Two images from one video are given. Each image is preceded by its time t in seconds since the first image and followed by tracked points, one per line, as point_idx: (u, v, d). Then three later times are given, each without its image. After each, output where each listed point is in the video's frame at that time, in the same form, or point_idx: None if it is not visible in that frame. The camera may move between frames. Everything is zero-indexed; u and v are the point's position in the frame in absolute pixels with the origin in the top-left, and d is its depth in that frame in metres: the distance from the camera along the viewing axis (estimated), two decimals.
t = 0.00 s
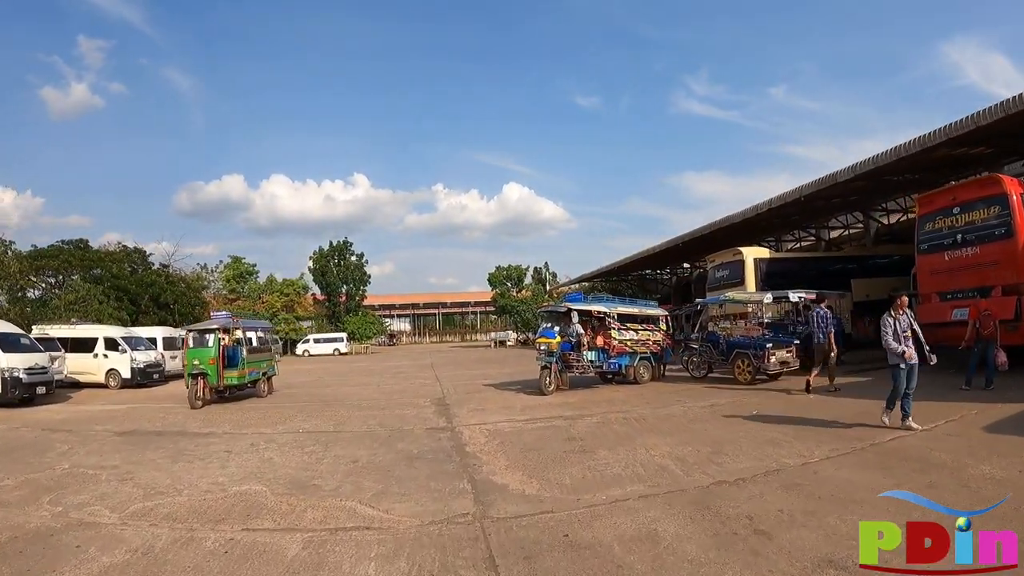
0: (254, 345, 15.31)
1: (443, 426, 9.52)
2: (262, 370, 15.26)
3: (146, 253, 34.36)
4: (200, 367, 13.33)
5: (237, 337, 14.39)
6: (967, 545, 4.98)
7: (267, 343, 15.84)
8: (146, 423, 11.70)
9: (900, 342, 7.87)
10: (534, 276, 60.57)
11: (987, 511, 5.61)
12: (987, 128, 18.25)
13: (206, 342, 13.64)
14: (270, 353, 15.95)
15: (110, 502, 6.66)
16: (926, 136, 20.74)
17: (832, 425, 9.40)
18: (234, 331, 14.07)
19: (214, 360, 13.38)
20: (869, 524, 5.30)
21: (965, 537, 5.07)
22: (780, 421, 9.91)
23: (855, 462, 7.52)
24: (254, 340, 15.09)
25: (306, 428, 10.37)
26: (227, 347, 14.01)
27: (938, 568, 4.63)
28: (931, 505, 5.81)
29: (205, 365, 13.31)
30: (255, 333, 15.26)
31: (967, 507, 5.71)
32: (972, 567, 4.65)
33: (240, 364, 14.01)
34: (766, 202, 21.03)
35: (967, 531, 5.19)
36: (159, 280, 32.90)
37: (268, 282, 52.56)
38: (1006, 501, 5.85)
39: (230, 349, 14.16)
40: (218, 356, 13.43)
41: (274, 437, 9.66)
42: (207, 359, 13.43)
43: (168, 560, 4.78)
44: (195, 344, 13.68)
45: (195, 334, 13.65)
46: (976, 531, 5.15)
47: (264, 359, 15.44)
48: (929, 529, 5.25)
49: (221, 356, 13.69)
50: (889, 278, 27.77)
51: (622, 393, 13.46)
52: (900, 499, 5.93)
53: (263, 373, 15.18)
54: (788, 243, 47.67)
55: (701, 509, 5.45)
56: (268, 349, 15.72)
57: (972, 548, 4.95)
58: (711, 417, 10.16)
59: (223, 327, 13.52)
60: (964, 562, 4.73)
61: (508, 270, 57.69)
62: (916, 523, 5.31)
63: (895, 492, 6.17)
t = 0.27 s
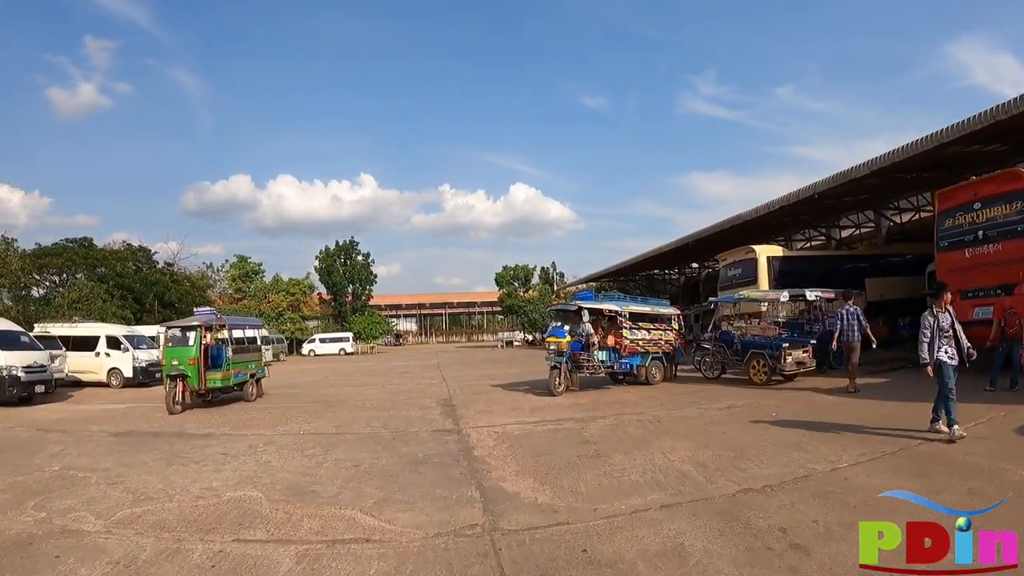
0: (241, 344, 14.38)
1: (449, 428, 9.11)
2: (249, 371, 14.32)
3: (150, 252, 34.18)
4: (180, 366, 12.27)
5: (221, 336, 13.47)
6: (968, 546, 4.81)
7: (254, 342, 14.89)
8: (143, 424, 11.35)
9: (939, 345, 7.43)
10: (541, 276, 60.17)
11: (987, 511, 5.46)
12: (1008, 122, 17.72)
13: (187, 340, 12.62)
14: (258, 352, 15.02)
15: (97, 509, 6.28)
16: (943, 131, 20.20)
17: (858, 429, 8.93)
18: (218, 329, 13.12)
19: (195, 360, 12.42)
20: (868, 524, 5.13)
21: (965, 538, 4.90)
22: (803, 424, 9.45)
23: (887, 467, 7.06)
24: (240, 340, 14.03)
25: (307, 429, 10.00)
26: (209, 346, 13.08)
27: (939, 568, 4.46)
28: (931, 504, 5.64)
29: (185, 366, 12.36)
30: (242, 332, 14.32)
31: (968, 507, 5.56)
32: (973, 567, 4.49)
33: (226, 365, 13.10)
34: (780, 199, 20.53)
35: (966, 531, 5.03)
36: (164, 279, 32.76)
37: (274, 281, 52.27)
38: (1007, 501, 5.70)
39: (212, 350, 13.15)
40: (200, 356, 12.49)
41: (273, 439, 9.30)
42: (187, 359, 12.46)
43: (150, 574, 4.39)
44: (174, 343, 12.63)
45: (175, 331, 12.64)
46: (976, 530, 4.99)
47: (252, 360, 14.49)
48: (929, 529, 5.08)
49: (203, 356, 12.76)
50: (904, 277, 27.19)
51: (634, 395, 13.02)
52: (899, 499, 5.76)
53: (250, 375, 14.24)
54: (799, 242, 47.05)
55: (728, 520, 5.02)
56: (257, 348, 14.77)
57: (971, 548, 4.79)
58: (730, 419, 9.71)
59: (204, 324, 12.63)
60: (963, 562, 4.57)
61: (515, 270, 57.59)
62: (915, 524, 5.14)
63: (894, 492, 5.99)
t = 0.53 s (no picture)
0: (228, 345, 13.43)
1: (457, 432, 8.77)
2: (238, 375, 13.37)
3: (157, 251, 34.22)
4: (156, 369, 11.36)
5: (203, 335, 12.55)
6: (966, 545, 4.85)
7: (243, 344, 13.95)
8: (143, 426, 11.09)
9: (991, 349, 7.12)
10: (550, 275, 59.78)
11: (987, 511, 5.47)
12: None
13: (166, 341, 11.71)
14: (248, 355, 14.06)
15: (87, 521, 5.99)
16: (962, 125, 19.65)
17: (884, 435, 8.52)
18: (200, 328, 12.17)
19: (173, 363, 11.48)
20: (867, 524, 5.15)
21: (964, 537, 4.93)
22: (826, 429, 9.06)
23: (920, 477, 6.66)
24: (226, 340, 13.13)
25: (310, 432, 9.72)
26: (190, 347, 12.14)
27: (938, 568, 4.48)
28: (931, 504, 5.66)
29: (162, 369, 11.43)
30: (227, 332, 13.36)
31: (967, 506, 5.59)
32: (972, 566, 4.51)
33: (208, 367, 12.11)
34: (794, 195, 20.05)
35: (967, 531, 5.07)
36: (171, 278, 32.92)
37: (281, 280, 52.16)
38: (1005, 501, 5.72)
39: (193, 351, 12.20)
40: (178, 358, 11.55)
41: (275, 443, 9.02)
42: (165, 361, 11.52)
43: None
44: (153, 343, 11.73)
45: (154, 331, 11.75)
46: (975, 530, 5.00)
47: (241, 362, 13.54)
48: (928, 529, 5.11)
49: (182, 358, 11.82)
50: (920, 275, 26.62)
51: (647, 397, 12.63)
52: (899, 499, 5.78)
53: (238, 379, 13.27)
54: (810, 240, 46.41)
55: (757, 539, 4.64)
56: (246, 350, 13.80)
57: (971, 548, 4.80)
58: (748, 424, 9.31)
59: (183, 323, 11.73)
60: (963, 562, 4.58)
61: (524, 269, 57.39)
62: (915, 524, 5.16)
63: (893, 492, 6.01)
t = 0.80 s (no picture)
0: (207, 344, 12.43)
1: (460, 433, 8.42)
2: (218, 377, 12.39)
3: (161, 248, 34.18)
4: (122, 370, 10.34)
5: (177, 333, 11.54)
6: (966, 545, 4.65)
7: (224, 343, 12.95)
8: (139, 425, 10.82)
9: None
10: (557, 273, 59.43)
11: (988, 510, 5.29)
12: None
13: (134, 338, 10.70)
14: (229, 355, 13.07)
15: (67, 527, 5.68)
16: (979, 118, 19.09)
17: (908, 438, 8.10)
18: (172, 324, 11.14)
19: (140, 363, 10.42)
20: (866, 523, 4.95)
21: (964, 537, 4.73)
22: (846, 432, 8.64)
23: (951, 482, 6.24)
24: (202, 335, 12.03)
25: (309, 432, 9.41)
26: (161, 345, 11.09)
27: (939, 568, 4.29)
28: (931, 504, 5.47)
29: (128, 369, 10.38)
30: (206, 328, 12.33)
31: (968, 506, 5.40)
32: (973, 567, 4.31)
33: (181, 368, 11.09)
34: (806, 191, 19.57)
35: (965, 530, 4.86)
36: (176, 276, 32.93)
37: (287, 278, 51.98)
38: (1006, 501, 5.54)
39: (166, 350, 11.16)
40: (147, 357, 10.50)
41: (271, 443, 8.71)
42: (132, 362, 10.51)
43: None
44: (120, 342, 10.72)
45: (122, 328, 10.76)
46: (975, 530, 4.81)
47: (221, 363, 12.56)
48: (928, 529, 4.91)
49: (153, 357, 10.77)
50: (935, 273, 26.06)
51: (657, 396, 12.24)
52: (898, 498, 5.57)
53: (218, 381, 12.29)
54: (820, 238, 45.84)
55: (784, 553, 4.24)
56: (227, 349, 12.81)
57: (971, 548, 4.62)
58: (765, 425, 8.92)
59: (154, 319, 10.74)
60: (964, 562, 4.39)
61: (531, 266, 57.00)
62: (914, 523, 4.97)
63: (893, 492, 5.81)
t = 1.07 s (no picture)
0: (176, 346, 11.45)
1: (460, 439, 8.07)
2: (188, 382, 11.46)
3: (162, 247, 33.89)
4: (76, 376, 9.61)
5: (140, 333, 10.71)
6: (966, 545, 4.66)
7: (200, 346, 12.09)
8: (132, 429, 10.52)
9: None
10: (561, 272, 59.06)
11: (988, 511, 5.30)
12: None
13: (92, 341, 9.96)
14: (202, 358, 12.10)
15: (43, 542, 5.38)
16: (993, 114, 18.61)
17: (931, 447, 7.71)
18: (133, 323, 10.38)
19: (95, 367, 9.71)
20: (866, 523, 4.97)
21: (963, 536, 4.75)
22: (864, 439, 8.27)
23: (982, 495, 5.86)
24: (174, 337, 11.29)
25: (305, 437, 9.09)
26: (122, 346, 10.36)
27: (938, 568, 4.30)
28: (932, 504, 5.48)
29: (83, 374, 9.66)
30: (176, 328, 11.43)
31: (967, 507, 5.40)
32: (972, 567, 4.33)
33: (144, 374, 10.31)
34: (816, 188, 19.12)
35: (965, 530, 4.88)
36: (178, 275, 32.71)
37: (290, 277, 51.73)
38: (1005, 502, 5.55)
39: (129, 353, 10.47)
40: (103, 360, 9.78)
41: (264, 448, 8.39)
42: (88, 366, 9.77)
43: None
44: (77, 344, 9.99)
45: (79, 329, 10.03)
46: (976, 530, 4.83)
47: (192, 366, 11.61)
48: (928, 529, 4.92)
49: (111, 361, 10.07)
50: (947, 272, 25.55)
51: (664, 399, 11.87)
52: (899, 499, 5.58)
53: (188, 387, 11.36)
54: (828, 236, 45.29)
55: None
56: (199, 352, 11.83)
57: (971, 548, 4.63)
58: (778, 432, 8.54)
59: (111, 318, 9.98)
60: (963, 562, 4.41)
61: (535, 265, 57.18)
62: (914, 524, 4.99)
63: (893, 492, 5.80)
